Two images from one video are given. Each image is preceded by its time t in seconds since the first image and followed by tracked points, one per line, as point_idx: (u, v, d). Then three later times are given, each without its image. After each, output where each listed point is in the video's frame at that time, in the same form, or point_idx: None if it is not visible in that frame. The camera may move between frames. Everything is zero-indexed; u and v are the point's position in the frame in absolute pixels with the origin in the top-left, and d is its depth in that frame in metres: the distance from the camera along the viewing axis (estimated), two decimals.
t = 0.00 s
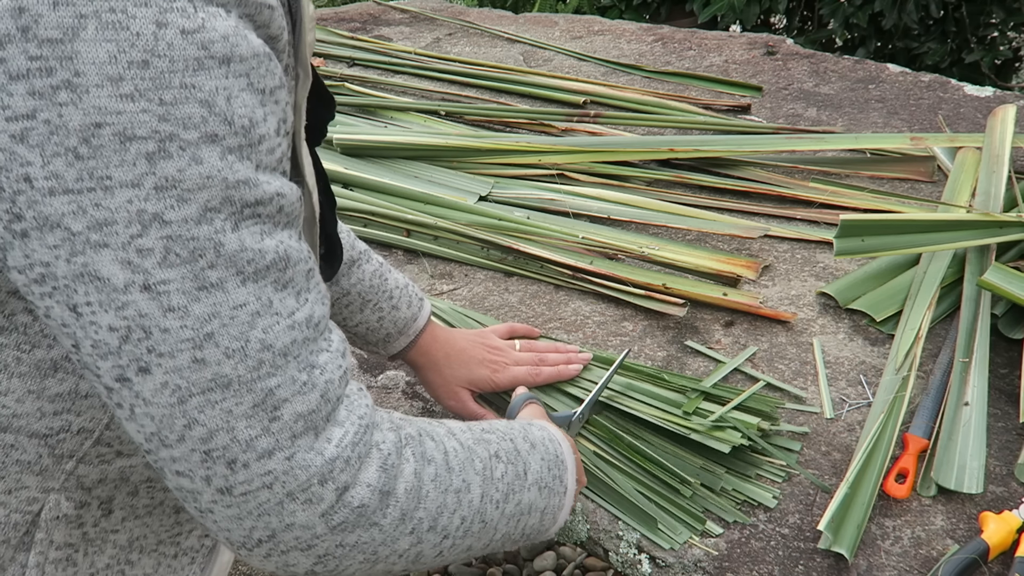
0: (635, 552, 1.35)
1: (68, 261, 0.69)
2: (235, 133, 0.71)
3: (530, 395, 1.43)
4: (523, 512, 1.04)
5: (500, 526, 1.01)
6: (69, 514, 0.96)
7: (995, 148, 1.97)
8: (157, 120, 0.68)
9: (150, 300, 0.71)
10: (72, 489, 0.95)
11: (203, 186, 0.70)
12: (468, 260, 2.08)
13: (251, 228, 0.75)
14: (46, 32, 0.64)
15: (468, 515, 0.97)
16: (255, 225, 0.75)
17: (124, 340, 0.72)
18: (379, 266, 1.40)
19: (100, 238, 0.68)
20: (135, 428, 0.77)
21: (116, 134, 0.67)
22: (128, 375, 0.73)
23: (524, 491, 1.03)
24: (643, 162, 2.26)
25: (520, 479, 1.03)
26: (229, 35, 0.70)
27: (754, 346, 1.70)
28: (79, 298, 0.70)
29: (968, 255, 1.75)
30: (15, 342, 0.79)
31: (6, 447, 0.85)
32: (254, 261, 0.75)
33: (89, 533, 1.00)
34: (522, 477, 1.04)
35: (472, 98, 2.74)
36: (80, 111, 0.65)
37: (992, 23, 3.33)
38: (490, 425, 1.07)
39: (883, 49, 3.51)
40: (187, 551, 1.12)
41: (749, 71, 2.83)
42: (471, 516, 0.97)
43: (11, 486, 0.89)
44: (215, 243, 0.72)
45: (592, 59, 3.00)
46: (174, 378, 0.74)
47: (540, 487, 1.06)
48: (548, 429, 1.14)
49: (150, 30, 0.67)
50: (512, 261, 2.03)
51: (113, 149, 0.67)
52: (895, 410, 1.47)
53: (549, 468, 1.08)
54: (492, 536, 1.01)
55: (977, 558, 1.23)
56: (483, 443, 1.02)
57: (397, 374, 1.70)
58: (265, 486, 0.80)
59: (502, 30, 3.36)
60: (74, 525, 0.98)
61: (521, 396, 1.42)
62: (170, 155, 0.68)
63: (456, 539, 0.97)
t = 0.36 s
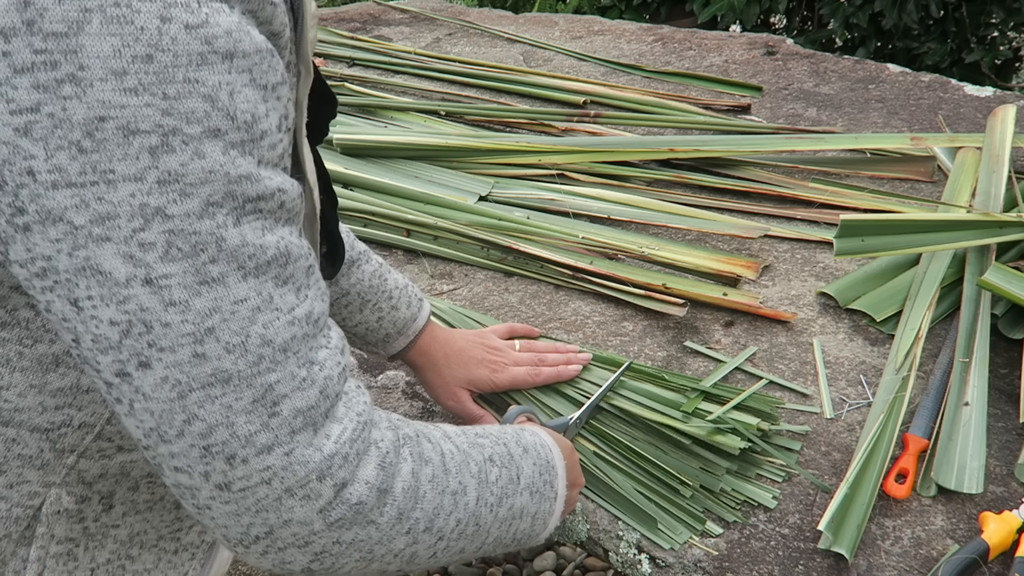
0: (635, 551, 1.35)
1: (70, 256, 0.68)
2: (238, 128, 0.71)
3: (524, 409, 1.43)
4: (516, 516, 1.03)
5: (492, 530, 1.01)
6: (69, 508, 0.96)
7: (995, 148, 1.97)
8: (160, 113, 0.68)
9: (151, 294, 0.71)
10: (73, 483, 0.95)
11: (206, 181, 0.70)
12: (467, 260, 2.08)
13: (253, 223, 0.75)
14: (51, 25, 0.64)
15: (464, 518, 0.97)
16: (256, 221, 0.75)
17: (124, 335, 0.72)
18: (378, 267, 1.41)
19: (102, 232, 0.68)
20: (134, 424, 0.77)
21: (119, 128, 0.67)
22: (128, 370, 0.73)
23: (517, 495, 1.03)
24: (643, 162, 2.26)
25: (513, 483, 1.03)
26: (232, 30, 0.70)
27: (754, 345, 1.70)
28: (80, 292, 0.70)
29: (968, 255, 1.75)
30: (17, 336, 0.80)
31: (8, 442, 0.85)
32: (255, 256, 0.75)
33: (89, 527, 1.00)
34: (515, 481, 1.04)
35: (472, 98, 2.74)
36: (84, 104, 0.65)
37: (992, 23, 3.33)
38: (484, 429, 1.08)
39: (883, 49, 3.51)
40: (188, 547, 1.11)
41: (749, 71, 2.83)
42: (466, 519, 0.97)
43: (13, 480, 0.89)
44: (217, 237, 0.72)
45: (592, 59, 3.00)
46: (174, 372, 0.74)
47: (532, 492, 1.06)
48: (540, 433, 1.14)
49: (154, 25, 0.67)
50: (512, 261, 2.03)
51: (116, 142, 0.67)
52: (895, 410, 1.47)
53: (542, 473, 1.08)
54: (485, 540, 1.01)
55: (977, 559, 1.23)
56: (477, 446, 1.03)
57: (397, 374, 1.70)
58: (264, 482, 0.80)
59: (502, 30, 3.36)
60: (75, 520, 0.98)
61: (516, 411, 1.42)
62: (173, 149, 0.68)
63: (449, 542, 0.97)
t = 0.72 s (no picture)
0: (635, 552, 1.35)
1: (64, 248, 0.68)
2: (232, 117, 0.71)
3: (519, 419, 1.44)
4: (511, 519, 1.04)
5: (487, 533, 1.01)
6: (70, 504, 0.96)
7: (995, 148, 1.97)
8: (154, 103, 0.68)
9: (147, 286, 0.70)
10: (72, 479, 0.95)
11: (201, 170, 0.70)
12: (467, 260, 2.08)
13: (248, 214, 0.75)
14: (44, 14, 0.64)
15: (460, 518, 0.97)
16: (250, 212, 0.75)
17: (119, 328, 0.71)
18: (376, 268, 1.40)
19: (97, 223, 0.68)
20: (129, 422, 0.76)
21: (113, 117, 0.67)
22: (123, 365, 0.73)
23: (512, 498, 1.04)
24: (643, 162, 2.26)
25: (508, 486, 1.04)
26: (225, 20, 0.71)
27: (754, 345, 1.70)
28: (74, 285, 0.70)
29: (968, 255, 1.75)
30: (16, 332, 0.80)
31: (7, 437, 0.86)
32: (251, 247, 0.75)
33: (89, 523, 1.00)
34: (511, 483, 1.04)
35: (472, 98, 2.74)
36: (78, 93, 0.66)
37: (992, 23, 3.33)
38: (480, 433, 1.08)
39: (883, 49, 3.51)
40: (188, 544, 1.10)
41: (749, 70, 2.83)
42: (462, 519, 0.97)
43: (13, 476, 0.89)
44: (212, 228, 0.72)
45: (592, 59, 3.00)
46: (170, 366, 0.73)
47: (526, 496, 1.06)
48: (534, 440, 1.15)
49: (148, 13, 0.67)
50: (512, 261, 2.03)
51: (110, 132, 0.67)
52: (895, 410, 1.47)
53: (536, 477, 1.09)
54: (479, 543, 1.01)
55: (977, 558, 1.23)
56: (473, 447, 1.03)
57: (397, 374, 1.70)
58: (263, 478, 0.80)
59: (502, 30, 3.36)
60: (75, 516, 0.98)
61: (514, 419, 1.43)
62: (167, 139, 0.69)
63: (447, 543, 0.97)
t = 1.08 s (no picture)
0: (635, 552, 1.35)
1: (81, 246, 0.69)
2: (241, 114, 0.71)
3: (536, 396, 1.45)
4: (531, 496, 1.04)
5: (509, 509, 1.01)
6: (73, 500, 0.95)
7: (995, 148, 1.97)
8: (164, 103, 0.68)
9: (164, 282, 0.71)
10: (75, 475, 0.94)
11: (212, 167, 0.70)
12: (467, 260, 2.08)
13: (260, 208, 0.75)
14: (50, 18, 0.64)
15: (481, 496, 0.97)
16: (264, 205, 0.75)
17: (139, 322, 0.72)
18: (377, 269, 1.40)
19: (111, 222, 0.68)
20: (153, 409, 0.77)
21: (123, 119, 0.66)
22: (145, 356, 0.74)
23: (533, 474, 1.04)
24: (643, 162, 2.26)
25: (529, 463, 1.03)
26: (229, 17, 0.71)
27: (754, 345, 1.70)
28: (93, 281, 0.70)
29: (968, 255, 1.75)
30: (18, 329, 0.81)
31: (10, 434, 0.86)
32: (265, 239, 0.75)
33: (92, 519, 0.99)
34: (531, 461, 1.04)
35: (472, 98, 2.74)
36: (87, 96, 0.65)
37: (992, 23, 3.33)
38: (499, 410, 1.08)
39: (883, 49, 3.51)
40: (189, 536, 1.09)
41: (749, 70, 2.83)
42: (483, 497, 0.97)
43: (16, 473, 0.89)
44: (226, 223, 0.72)
45: (592, 59, 3.00)
46: (190, 357, 0.74)
47: (548, 472, 1.06)
48: (556, 415, 1.14)
49: (153, 14, 0.67)
50: (512, 261, 2.03)
51: (121, 133, 0.67)
52: (894, 410, 1.47)
53: (557, 453, 1.08)
54: (502, 518, 1.01)
55: (977, 558, 1.23)
56: (494, 426, 1.02)
57: (396, 374, 1.70)
58: (285, 461, 0.80)
59: (502, 30, 3.36)
60: (78, 512, 0.97)
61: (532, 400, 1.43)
62: (177, 138, 0.68)
63: (468, 520, 0.97)
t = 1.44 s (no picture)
0: (635, 551, 1.35)
1: (78, 246, 0.68)
2: (243, 115, 0.72)
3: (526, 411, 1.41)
4: (518, 507, 1.03)
5: (496, 521, 1.01)
6: (74, 502, 0.96)
7: (995, 148, 1.97)
8: (165, 102, 0.68)
9: (161, 283, 0.71)
10: (76, 477, 0.94)
11: (212, 168, 0.70)
12: (467, 260, 2.07)
13: (259, 210, 0.75)
14: (54, 15, 0.64)
15: (470, 506, 0.97)
16: (263, 208, 0.75)
17: (134, 325, 0.72)
18: (387, 260, 1.49)
19: (110, 222, 0.68)
20: (145, 415, 0.77)
21: (125, 117, 0.67)
22: (138, 360, 0.73)
23: (519, 485, 1.03)
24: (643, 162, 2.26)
25: (516, 473, 1.03)
26: (234, 17, 0.71)
27: (753, 346, 1.70)
28: (88, 283, 0.70)
29: (968, 255, 1.75)
30: (20, 330, 0.81)
31: (12, 435, 0.86)
32: (263, 243, 0.75)
33: (93, 521, 0.99)
34: (517, 472, 1.04)
35: (472, 98, 2.74)
36: (89, 94, 0.65)
37: (992, 23, 3.33)
38: (486, 422, 1.08)
39: (883, 49, 3.51)
40: (191, 540, 1.09)
41: (749, 71, 2.83)
42: (472, 508, 0.97)
43: (17, 474, 0.89)
44: (224, 225, 0.72)
45: (592, 59, 3.00)
46: (185, 361, 0.73)
47: (533, 483, 1.05)
48: (540, 427, 1.14)
49: (157, 13, 0.67)
50: (512, 261, 2.03)
51: (122, 132, 0.67)
52: (895, 410, 1.47)
53: (543, 464, 1.08)
54: (488, 531, 1.01)
55: (977, 558, 1.23)
56: (481, 437, 1.03)
57: (397, 374, 1.70)
58: (278, 468, 0.80)
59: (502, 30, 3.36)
60: (79, 514, 0.97)
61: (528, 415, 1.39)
62: (178, 138, 0.69)
63: (457, 530, 0.97)
